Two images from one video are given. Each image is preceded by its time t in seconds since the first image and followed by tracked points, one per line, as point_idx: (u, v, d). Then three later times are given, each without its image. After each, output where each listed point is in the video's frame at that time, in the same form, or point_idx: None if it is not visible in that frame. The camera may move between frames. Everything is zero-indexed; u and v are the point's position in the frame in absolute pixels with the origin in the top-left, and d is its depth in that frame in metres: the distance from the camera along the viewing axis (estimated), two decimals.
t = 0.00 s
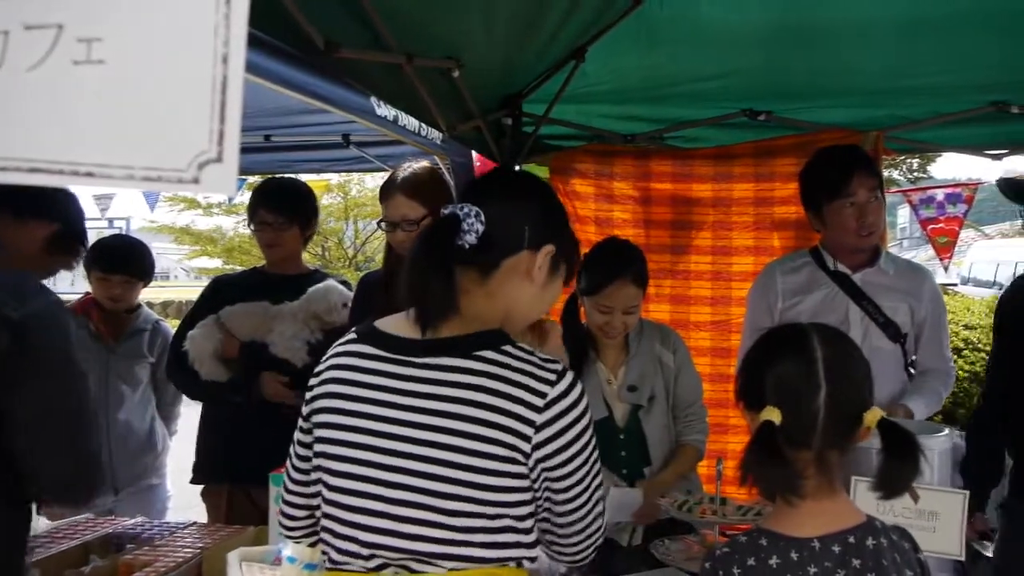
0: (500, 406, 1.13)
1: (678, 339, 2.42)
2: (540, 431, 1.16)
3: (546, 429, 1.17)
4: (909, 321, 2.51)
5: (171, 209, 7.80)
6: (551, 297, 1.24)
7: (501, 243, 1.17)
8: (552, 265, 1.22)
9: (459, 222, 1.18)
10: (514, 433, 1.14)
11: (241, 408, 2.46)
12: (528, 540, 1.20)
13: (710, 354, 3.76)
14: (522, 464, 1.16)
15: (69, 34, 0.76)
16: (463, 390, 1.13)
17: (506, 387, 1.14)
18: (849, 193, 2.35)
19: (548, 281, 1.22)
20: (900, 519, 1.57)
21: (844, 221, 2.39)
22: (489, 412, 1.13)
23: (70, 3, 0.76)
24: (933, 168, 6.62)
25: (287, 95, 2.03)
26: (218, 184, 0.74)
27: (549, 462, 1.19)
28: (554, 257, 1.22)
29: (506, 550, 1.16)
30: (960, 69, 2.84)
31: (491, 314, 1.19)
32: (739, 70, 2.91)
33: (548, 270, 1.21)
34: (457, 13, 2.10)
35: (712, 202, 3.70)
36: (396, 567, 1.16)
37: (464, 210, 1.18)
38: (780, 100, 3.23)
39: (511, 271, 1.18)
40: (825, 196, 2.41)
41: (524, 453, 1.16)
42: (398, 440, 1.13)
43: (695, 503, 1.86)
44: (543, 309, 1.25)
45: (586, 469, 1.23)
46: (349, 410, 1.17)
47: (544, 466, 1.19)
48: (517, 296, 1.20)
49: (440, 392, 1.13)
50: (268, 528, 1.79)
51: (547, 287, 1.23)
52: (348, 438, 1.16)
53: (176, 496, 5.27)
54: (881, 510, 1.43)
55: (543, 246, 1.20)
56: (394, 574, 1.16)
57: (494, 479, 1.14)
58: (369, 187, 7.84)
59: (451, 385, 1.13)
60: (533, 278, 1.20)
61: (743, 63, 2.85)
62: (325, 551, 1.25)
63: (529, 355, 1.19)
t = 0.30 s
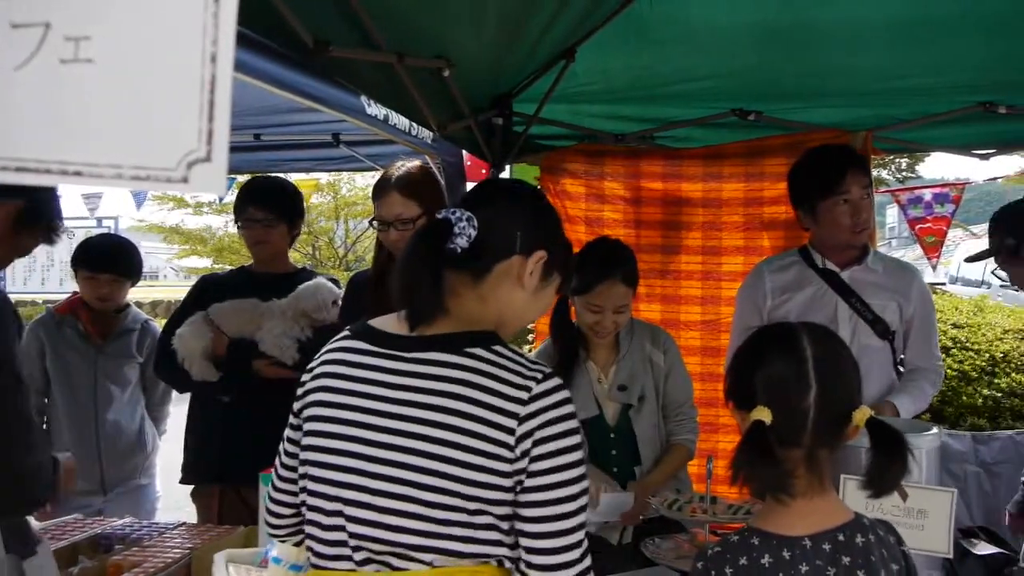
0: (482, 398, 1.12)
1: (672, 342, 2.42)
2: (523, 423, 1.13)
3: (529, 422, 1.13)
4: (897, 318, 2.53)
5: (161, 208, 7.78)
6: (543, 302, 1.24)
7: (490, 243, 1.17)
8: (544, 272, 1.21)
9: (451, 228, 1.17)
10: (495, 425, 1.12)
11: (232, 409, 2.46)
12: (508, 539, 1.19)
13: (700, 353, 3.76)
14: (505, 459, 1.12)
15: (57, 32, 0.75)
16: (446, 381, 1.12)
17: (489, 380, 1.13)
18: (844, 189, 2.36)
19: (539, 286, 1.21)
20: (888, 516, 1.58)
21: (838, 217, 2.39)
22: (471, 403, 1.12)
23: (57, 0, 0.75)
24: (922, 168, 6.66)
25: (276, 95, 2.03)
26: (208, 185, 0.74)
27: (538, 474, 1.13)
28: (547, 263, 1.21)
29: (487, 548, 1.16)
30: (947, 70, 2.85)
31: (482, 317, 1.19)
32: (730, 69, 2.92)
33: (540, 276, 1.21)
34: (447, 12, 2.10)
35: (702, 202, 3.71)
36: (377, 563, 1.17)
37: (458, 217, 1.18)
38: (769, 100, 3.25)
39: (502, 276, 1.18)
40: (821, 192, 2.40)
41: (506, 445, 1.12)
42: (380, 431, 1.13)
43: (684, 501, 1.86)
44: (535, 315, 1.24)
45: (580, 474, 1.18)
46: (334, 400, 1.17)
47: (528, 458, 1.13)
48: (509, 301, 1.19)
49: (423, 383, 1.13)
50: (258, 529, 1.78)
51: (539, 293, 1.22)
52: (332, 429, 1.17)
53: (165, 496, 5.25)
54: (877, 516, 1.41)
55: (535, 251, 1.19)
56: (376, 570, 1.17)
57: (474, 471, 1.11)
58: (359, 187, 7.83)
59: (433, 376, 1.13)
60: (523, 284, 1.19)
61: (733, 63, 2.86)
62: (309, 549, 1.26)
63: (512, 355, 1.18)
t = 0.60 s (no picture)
0: (466, 398, 1.12)
1: (664, 345, 2.42)
2: (506, 424, 1.13)
3: (513, 422, 1.13)
4: (884, 316, 2.56)
5: (151, 209, 7.76)
6: (530, 307, 1.23)
7: (479, 246, 1.17)
8: (532, 277, 1.20)
9: (444, 231, 1.18)
10: (478, 425, 1.12)
11: (222, 410, 2.45)
12: (488, 539, 1.18)
13: (690, 354, 3.77)
14: (487, 459, 1.12)
15: (46, 32, 0.75)
16: (430, 379, 1.12)
17: (474, 380, 1.13)
18: (848, 187, 2.37)
19: (526, 294, 1.20)
20: (877, 516, 1.59)
21: (840, 214, 2.39)
22: (454, 402, 1.11)
23: None
24: (912, 169, 6.69)
25: (268, 94, 2.02)
26: (198, 185, 0.74)
27: (518, 474, 1.13)
28: (535, 268, 1.20)
29: (470, 547, 1.16)
30: (936, 72, 2.87)
31: (468, 319, 1.19)
32: (719, 70, 2.93)
33: (528, 281, 1.20)
34: (439, 13, 2.10)
35: (693, 203, 3.72)
36: (361, 563, 1.17)
37: (450, 220, 1.19)
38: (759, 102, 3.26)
39: (490, 281, 1.17)
40: (821, 191, 2.40)
41: (488, 445, 1.12)
42: (363, 429, 1.13)
43: (676, 502, 1.87)
44: (522, 319, 1.24)
45: (564, 473, 1.18)
46: (318, 399, 1.17)
47: (510, 459, 1.13)
48: (497, 305, 1.19)
49: (407, 382, 1.13)
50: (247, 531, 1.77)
51: (527, 298, 1.21)
52: (315, 428, 1.17)
53: (154, 498, 5.23)
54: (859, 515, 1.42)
55: (523, 256, 1.18)
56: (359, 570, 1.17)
57: (456, 471, 1.11)
58: (350, 187, 7.82)
59: (416, 375, 1.13)
60: (511, 289, 1.18)
61: (723, 64, 2.87)
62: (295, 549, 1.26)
63: (498, 357, 1.18)
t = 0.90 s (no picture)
0: (450, 397, 1.12)
1: (654, 345, 2.43)
2: (491, 424, 1.13)
3: (498, 421, 1.13)
4: (866, 312, 2.58)
5: (140, 208, 7.72)
6: (514, 306, 1.24)
7: (467, 246, 1.17)
8: (516, 276, 1.21)
9: (431, 231, 1.18)
10: (462, 425, 1.12)
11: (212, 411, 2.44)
12: (474, 537, 1.18)
13: (682, 354, 3.78)
14: (471, 458, 1.12)
15: (34, 30, 0.74)
16: (414, 379, 1.12)
17: (459, 381, 1.13)
18: (844, 184, 2.39)
19: (510, 292, 1.21)
20: (867, 514, 1.60)
21: (835, 212, 2.41)
22: (438, 402, 1.12)
23: None
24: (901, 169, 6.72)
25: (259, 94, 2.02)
26: (189, 185, 0.74)
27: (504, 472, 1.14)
28: (519, 267, 1.21)
29: (455, 547, 1.16)
30: (925, 73, 2.88)
31: (453, 318, 1.19)
32: (710, 71, 2.93)
33: (512, 280, 1.20)
34: (431, 12, 2.09)
35: (682, 204, 3.73)
36: (346, 564, 1.17)
37: (437, 219, 1.18)
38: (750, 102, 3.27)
39: (474, 281, 1.18)
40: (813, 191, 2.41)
41: (473, 444, 1.12)
42: (347, 429, 1.13)
43: (666, 501, 1.86)
44: (507, 317, 1.25)
45: (550, 472, 1.18)
46: (302, 399, 1.17)
47: (496, 459, 1.13)
48: (481, 304, 1.19)
49: (391, 382, 1.13)
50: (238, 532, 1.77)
51: (510, 298, 1.22)
52: (299, 428, 1.17)
53: (143, 500, 5.20)
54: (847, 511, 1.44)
55: (507, 256, 1.19)
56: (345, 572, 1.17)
57: (440, 470, 1.11)
58: (342, 187, 7.81)
59: (400, 376, 1.13)
60: (495, 288, 1.19)
61: (714, 65, 2.88)
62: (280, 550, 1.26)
63: (483, 357, 1.18)
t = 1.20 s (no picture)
0: (446, 403, 1.12)
1: (648, 347, 2.43)
2: (487, 431, 1.13)
3: (495, 429, 1.13)
4: (853, 312, 2.59)
5: (131, 209, 7.70)
6: (514, 306, 1.24)
7: (463, 246, 1.16)
8: (514, 279, 1.21)
9: (421, 237, 1.17)
10: (458, 431, 1.12)
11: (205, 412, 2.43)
12: (467, 544, 1.18)
13: (674, 354, 3.79)
14: (466, 465, 1.12)
15: (24, 31, 0.74)
16: (409, 383, 1.12)
17: (454, 387, 1.13)
18: (830, 182, 2.41)
19: (508, 293, 1.21)
20: (858, 512, 1.61)
21: (821, 209, 2.43)
22: (434, 407, 1.11)
23: None
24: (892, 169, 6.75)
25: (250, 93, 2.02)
26: (178, 185, 0.73)
27: (498, 480, 1.13)
28: (517, 270, 1.21)
29: (448, 553, 1.16)
30: (915, 73, 2.89)
31: (451, 325, 1.18)
32: (700, 70, 2.94)
33: (510, 283, 1.20)
34: (423, 12, 2.09)
35: (675, 205, 3.74)
36: (336, 569, 1.17)
37: (428, 227, 1.17)
38: (741, 103, 3.28)
39: (473, 286, 1.17)
40: (800, 188, 2.42)
41: (468, 451, 1.12)
42: (341, 432, 1.13)
43: (659, 501, 1.86)
44: (507, 317, 1.25)
45: (545, 480, 1.18)
46: (296, 401, 1.17)
47: (491, 466, 1.13)
48: (480, 308, 1.19)
49: (386, 386, 1.12)
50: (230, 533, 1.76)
51: (509, 298, 1.22)
52: (294, 430, 1.17)
53: (134, 500, 5.18)
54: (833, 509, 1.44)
55: (505, 260, 1.18)
56: None
57: (434, 476, 1.11)
58: (333, 187, 7.80)
59: (396, 380, 1.13)
60: (494, 292, 1.19)
61: (704, 64, 2.88)
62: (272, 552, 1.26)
63: (481, 362, 1.18)
